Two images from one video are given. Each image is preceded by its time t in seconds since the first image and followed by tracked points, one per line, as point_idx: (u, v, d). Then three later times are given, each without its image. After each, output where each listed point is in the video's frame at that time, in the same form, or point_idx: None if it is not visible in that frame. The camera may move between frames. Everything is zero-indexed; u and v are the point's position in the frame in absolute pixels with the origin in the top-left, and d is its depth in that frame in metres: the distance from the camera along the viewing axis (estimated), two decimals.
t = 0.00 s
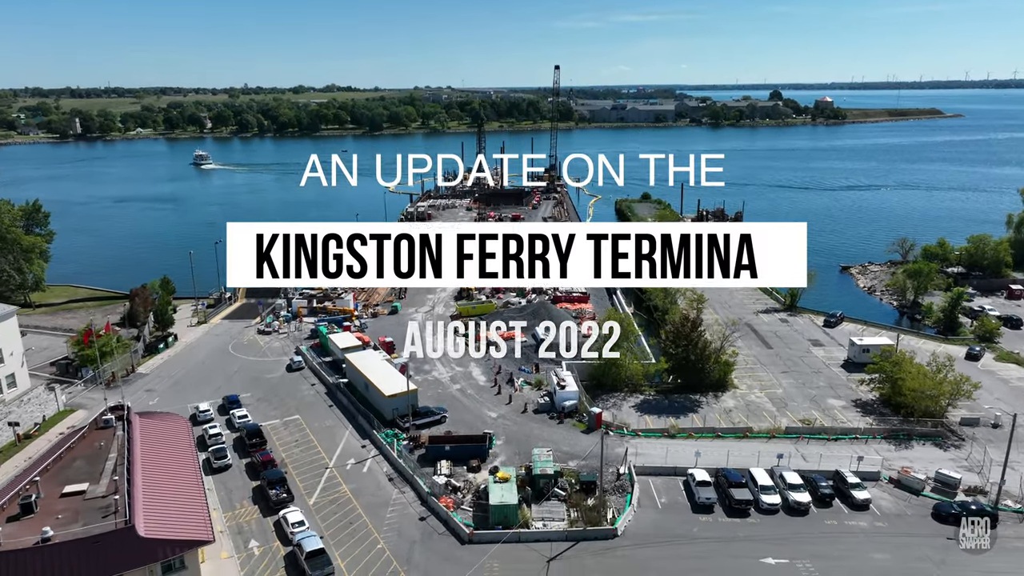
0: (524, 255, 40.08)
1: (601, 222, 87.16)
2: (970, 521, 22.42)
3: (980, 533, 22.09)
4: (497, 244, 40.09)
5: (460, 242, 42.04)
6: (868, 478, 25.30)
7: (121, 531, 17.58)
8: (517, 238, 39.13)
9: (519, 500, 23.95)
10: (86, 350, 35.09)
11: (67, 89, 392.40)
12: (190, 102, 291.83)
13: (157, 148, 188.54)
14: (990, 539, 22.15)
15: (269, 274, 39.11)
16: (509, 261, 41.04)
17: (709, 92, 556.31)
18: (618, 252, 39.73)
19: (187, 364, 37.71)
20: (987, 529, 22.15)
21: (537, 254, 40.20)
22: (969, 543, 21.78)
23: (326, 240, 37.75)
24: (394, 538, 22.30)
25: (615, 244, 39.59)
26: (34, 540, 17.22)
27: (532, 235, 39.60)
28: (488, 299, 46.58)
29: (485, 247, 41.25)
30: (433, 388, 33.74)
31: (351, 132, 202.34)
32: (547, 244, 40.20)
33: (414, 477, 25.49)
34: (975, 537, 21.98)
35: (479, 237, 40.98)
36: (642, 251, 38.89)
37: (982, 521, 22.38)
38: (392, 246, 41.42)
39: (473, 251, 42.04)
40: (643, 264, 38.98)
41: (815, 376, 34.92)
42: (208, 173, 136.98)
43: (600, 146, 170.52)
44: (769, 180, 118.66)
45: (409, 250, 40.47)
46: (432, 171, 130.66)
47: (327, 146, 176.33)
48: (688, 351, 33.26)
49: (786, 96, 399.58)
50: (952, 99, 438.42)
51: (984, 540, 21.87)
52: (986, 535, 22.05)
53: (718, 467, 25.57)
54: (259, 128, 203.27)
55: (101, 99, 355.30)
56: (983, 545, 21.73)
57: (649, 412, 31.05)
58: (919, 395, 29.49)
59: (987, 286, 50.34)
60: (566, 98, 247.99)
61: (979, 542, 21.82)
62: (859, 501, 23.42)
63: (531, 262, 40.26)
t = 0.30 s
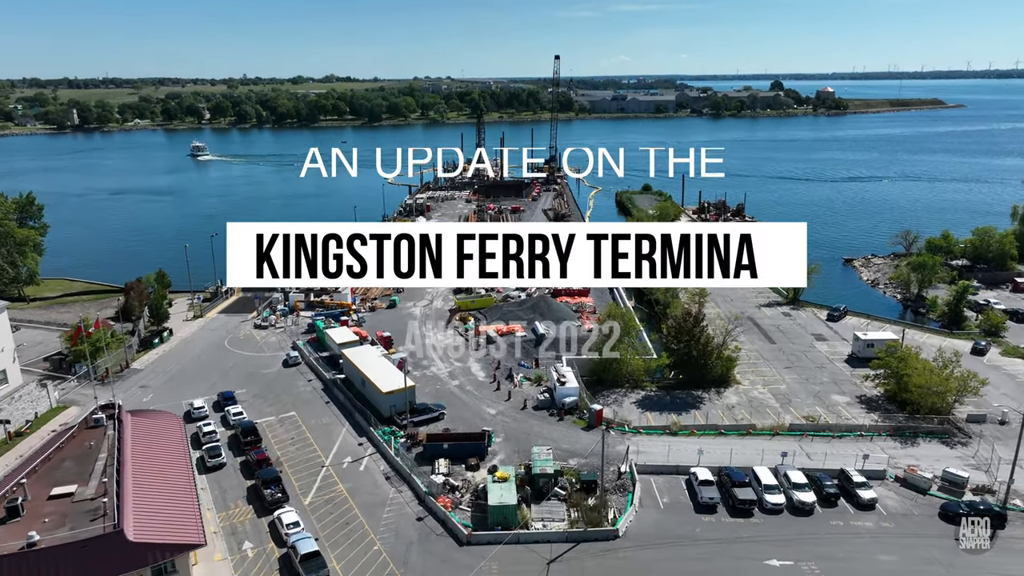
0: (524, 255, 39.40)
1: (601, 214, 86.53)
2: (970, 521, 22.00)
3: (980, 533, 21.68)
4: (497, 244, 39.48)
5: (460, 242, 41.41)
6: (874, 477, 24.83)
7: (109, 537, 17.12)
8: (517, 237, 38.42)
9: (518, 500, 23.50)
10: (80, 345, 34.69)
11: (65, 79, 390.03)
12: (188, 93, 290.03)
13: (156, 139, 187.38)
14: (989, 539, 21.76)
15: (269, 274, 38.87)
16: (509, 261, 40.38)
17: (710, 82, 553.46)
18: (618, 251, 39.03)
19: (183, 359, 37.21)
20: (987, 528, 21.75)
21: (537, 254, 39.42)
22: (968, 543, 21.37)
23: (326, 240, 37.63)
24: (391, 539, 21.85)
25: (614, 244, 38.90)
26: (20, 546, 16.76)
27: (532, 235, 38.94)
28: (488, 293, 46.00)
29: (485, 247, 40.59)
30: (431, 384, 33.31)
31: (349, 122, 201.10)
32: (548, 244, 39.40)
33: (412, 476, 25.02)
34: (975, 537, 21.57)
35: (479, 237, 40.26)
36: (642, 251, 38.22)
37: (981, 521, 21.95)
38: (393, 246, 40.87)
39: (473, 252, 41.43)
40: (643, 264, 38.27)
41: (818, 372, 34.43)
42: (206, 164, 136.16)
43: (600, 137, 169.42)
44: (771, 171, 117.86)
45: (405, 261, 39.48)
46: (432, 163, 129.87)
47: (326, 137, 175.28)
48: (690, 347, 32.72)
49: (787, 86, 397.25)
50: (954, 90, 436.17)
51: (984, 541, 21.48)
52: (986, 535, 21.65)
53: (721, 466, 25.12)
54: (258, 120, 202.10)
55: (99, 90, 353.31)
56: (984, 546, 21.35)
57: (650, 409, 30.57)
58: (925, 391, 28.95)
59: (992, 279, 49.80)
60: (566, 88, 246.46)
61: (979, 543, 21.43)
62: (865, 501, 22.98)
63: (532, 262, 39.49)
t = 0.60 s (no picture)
0: (564, 256, 39.26)
1: (601, 208, 85.94)
2: (969, 520, 21.64)
3: (979, 532, 21.37)
4: (538, 244, 39.27)
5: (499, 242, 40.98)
6: (880, 478, 24.36)
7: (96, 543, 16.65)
8: (558, 237, 38.24)
9: (517, 502, 23.06)
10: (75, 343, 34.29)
11: (63, 71, 387.69)
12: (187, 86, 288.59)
13: (154, 132, 186.36)
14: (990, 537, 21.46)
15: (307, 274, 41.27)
16: (548, 261, 40.52)
17: (710, 75, 550.69)
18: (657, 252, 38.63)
19: (177, 356, 36.69)
20: (986, 527, 21.42)
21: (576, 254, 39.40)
22: (968, 543, 21.07)
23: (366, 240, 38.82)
24: (387, 543, 21.38)
25: (654, 244, 38.51)
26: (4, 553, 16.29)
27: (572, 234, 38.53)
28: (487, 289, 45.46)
29: (524, 247, 39.99)
30: (430, 383, 32.81)
31: (348, 115, 200.06)
32: (587, 244, 39.20)
33: (409, 477, 24.54)
34: (976, 537, 21.26)
35: (518, 237, 40.09)
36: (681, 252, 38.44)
37: (981, 520, 21.58)
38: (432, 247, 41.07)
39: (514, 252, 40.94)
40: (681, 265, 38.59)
41: (822, 369, 33.91)
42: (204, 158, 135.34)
43: (600, 130, 168.41)
44: (772, 164, 117.10)
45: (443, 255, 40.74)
46: (431, 156, 129.06)
47: (324, 130, 174.25)
48: (692, 344, 32.25)
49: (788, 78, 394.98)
50: (956, 82, 433.66)
51: (984, 540, 21.18)
52: (986, 534, 21.34)
53: (724, 467, 24.64)
54: (257, 112, 201.00)
55: (96, 82, 351.53)
56: (984, 545, 21.07)
57: (652, 408, 30.11)
58: (931, 390, 28.46)
59: (996, 274, 49.27)
60: (566, 80, 245.09)
61: (980, 542, 21.14)
62: (871, 503, 22.52)
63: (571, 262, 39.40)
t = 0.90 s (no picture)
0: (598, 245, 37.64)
1: (601, 204, 85.37)
2: (969, 520, 21.28)
3: (979, 532, 21.07)
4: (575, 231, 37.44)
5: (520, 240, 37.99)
6: (886, 482, 23.87)
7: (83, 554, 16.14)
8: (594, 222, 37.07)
9: (517, 506, 22.62)
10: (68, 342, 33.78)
11: (61, 65, 385.59)
12: (185, 80, 287.17)
13: (153, 126, 185.50)
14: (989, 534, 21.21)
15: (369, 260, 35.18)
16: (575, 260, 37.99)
17: (710, 69, 549.18)
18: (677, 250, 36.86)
19: (172, 355, 36.14)
20: (986, 527, 21.09)
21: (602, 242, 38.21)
22: (968, 544, 20.87)
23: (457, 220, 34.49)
24: (383, 549, 20.91)
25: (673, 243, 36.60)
26: None
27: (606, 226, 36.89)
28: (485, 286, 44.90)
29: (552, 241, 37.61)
30: (427, 382, 32.28)
31: (347, 110, 199.29)
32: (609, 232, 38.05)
33: (405, 481, 24.06)
34: (976, 537, 21.03)
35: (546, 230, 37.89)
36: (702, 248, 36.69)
37: (981, 520, 21.18)
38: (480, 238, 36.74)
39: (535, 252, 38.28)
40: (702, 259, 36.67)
41: (825, 368, 33.42)
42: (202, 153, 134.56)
43: (601, 124, 167.60)
44: (773, 159, 116.41)
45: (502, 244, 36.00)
46: (430, 151, 128.34)
47: (324, 124, 173.37)
48: (694, 344, 31.77)
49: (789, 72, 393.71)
50: (957, 75, 432.53)
51: (985, 540, 20.92)
52: (986, 533, 21.05)
53: (727, 469, 24.20)
54: (255, 107, 199.86)
55: (94, 76, 349.92)
56: (984, 545, 20.87)
57: (653, 409, 29.60)
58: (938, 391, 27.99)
59: (1001, 271, 48.71)
60: (566, 74, 243.89)
61: (979, 542, 20.93)
62: (878, 508, 22.07)
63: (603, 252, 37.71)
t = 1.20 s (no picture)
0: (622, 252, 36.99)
1: (602, 200, 84.81)
2: (969, 521, 21.21)
3: (979, 532, 20.93)
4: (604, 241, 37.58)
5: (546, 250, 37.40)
6: (893, 486, 23.40)
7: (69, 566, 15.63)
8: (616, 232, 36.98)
9: (516, 512, 22.17)
10: (60, 342, 33.29)
11: (60, 60, 384.22)
12: (185, 75, 286.20)
13: (151, 121, 184.57)
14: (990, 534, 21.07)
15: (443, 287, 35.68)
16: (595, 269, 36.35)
17: (711, 63, 546.91)
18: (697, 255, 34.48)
19: (166, 355, 35.60)
20: (987, 528, 20.96)
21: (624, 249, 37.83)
22: (968, 543, 20.74)
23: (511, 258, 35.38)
24: (379, 556, 20.42)
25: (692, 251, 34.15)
26: None
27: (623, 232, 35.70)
28: (485, 284, 44.36)
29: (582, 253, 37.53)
30: (425, 383, 31.76)
31: (346, 104, 198.37)
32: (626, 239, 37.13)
33: (402, 485, 23.56)
34: (975, 537, 20.89)
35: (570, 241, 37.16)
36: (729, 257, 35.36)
37: (982, 522, 21.05)
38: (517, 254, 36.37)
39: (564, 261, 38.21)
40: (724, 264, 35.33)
41: (829, 368, 32.92)
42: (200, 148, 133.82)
43: (601, 119, 166.71)
44: (774, 154, 115.69)
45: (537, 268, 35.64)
46: (430, 145, 127.59)
47: (323, 119, 172.52)
48: (697, 344, 31.16)
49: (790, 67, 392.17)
50: (959, 70, 430.76)
51: (984, 540, 20.79)
52: (987, 533, 20.92)
53: (730, 473, 23.72)
54: (254, 102, 198.91)
55: (93, 71, 348.66)
56: (984, 545, 20.74)
57: (654, 410, 29.09)
58: (945, 392, 27.52)
59: (1006, 268, 48.13)
60: (566, 69, 242.75)
61: (979, 542, 20.79)
62: (885, 513, 21.58)
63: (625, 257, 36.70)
